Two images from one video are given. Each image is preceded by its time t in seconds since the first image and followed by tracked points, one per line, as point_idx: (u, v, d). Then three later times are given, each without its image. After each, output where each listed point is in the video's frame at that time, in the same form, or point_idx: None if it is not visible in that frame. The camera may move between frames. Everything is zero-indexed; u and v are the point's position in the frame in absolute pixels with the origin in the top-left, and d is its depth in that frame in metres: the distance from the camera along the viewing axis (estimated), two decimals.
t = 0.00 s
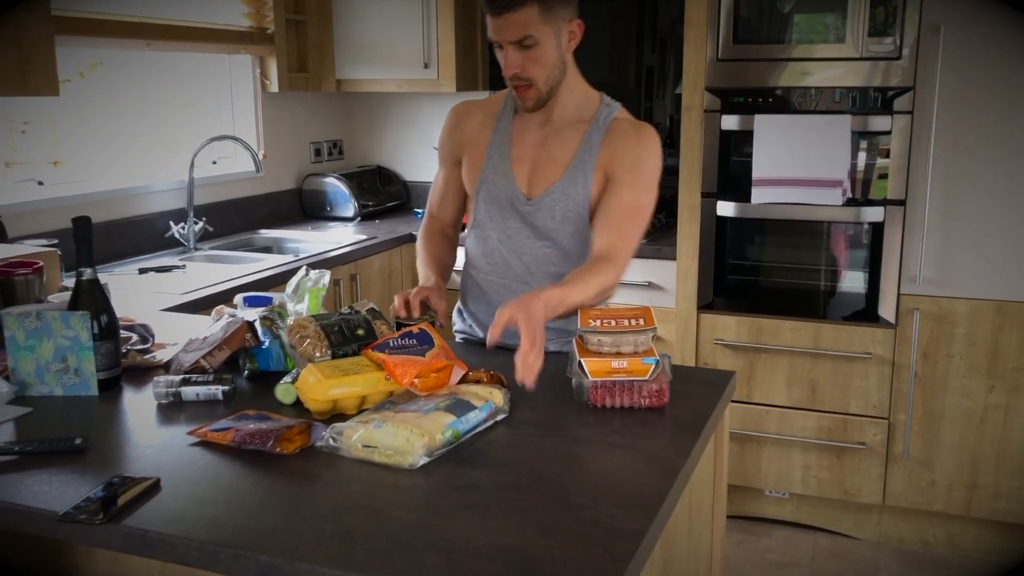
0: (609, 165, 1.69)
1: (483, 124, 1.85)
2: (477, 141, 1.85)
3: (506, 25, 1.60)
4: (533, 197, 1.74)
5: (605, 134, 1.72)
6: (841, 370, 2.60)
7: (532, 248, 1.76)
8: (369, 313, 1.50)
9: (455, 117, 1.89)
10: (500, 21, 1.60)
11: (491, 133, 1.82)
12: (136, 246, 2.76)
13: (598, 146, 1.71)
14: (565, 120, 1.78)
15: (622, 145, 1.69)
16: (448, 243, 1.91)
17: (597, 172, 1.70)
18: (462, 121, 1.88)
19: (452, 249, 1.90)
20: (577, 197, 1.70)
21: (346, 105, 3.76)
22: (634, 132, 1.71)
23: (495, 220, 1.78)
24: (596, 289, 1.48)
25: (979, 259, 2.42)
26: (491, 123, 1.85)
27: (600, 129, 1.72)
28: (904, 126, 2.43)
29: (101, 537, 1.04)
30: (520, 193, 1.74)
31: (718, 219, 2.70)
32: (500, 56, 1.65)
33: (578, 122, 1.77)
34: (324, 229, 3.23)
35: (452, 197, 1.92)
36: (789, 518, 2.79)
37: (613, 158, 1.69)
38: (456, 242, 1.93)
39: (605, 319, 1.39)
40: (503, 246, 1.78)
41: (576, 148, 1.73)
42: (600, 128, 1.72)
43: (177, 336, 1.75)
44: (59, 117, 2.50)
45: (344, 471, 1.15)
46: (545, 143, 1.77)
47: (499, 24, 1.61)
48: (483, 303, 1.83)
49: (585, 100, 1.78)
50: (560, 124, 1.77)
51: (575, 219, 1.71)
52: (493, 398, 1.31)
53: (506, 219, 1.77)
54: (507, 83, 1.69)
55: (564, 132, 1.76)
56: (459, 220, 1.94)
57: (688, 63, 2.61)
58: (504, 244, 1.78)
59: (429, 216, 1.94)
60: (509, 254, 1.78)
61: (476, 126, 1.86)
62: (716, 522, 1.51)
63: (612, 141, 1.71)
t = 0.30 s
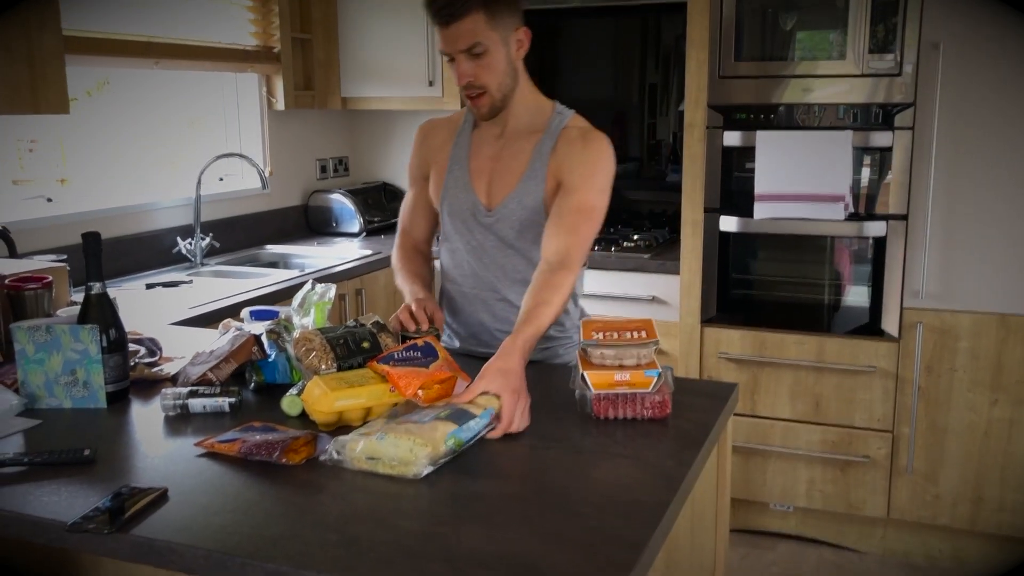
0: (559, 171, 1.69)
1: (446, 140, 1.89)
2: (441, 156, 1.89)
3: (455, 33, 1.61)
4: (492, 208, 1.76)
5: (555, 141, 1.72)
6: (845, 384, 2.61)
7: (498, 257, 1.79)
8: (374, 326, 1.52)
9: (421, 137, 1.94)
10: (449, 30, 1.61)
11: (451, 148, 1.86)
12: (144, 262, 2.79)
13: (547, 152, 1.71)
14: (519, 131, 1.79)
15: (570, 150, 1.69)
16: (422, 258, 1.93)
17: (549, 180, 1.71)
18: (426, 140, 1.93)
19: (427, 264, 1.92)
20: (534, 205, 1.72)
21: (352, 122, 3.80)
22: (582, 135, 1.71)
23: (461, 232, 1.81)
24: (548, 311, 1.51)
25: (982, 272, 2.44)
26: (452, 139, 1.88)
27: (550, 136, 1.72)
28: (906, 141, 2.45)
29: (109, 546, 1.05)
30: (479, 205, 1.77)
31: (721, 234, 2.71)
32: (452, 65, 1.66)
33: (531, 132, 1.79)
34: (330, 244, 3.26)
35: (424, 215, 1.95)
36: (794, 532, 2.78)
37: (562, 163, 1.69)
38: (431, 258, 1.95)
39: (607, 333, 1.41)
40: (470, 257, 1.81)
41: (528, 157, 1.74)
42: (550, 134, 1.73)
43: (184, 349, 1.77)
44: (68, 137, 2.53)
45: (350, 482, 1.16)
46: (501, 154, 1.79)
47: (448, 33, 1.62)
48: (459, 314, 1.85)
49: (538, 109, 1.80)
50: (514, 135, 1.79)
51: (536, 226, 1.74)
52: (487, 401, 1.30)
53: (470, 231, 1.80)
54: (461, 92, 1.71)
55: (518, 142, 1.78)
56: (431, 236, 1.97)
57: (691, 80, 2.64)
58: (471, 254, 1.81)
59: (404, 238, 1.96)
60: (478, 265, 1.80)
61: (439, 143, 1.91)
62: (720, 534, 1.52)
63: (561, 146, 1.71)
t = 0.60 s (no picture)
0: (530, 186, 1.71)
1: (411, 164, 1.89)
2: (408, 181, 1.89)
3: (413, 59, 1.62)
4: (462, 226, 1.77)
5: (520, 156, 1.74)
6: (848, 404, 2.60)
7: (472, 275, 1.77)
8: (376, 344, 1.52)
9: (386, 165, 1.94)
10: (406, 56, 1.62)
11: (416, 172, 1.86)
12: (147, 281, 2.79)
13: (516, 167, 1.73)
14: (481, 148, 1.81)
15: (540, 163, 1.71)
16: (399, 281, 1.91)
17: (520, 193, 1.72)
18: (391, 166, 1.92)
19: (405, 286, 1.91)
20: (505, 219, 1.72)
21: (355, 141, 3.81)
22: (546, 147, 1.74)
23: (434, 252, 1.81)
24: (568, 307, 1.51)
25: (984, 291, 2.44)
26: (416, 164, 1.88)
27: (515, 151, 1.74)
28: (907, 160, 2.46)
29: (111, 568, 1.04)
30: (450, 224, 1.77)
31: (723, 252, 2.71)
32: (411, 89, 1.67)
33: (494, 147, 1.80)
34: (332, 263, 3.27)
35: (396, 239, 1.94)
36: (797, 552, 2.77)
37: (532, 177, 1.71)
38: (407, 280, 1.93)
39: (610, 352, 1.41)
40: (444, 277, 1.80)
41: (495, 174, 1.76)
42: (514, 149, 1.74)
43: (187, 369, 1.77)
44: (71, 156, 2.54)
45: (352, 502, 1.16)
46: (466, 173, 1.80)
47: (405, 60, 1.62)
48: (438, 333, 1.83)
49: (497, 125, 1.82)
50: (476, 152, 1.81)
51: (507, 240, 1.73)
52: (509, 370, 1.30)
53: (442, 251, 1.79)
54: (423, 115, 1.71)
55: (482, 159, 1.79)
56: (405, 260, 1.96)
57: (692, 99, 2.65)
58: (444, 273, 1.80)
59: (376, 263, 1.95)
60: (452, 283, 1.79)
61: (405, 167, 1.90)
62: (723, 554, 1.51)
63: (529, 160, 1.73)
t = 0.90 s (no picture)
0: (528, 186, 1.77)
1: (387, 184, 1.86)
2: (386, 201, 1.85)
3: (411, 60, 1.62)
4: (456, 234, 1.76)
5: (508, 159, 1.79)
6: (850, 415, 2.59)
7: (469, 282, 1.76)
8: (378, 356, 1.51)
9: (356, 188, 1.88)
10: (404, 58, 1.61)
11: (398, 191, 1.82)
12: (147, 292, 2.79)
13: (509, 171, 1.78)
14: (463, 157, 1.81)
15: (535, 163, 1.78)
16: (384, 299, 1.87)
17: (516, 194, 1.77)
18: (362, 188, 1.87)
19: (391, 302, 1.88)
20: (505, 218, 1.74)
21: (355, 153, 3.82)
22: (530, 146, 1.81)
23: (426, 265, 1.78)
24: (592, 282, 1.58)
25: (987, 301, 2.43)
26: (393, 183, 1.85)
27: (502, 155, 1.79)
28: (908, 171, 2.46)
29: None
30: (443, 234, 1.75)
31: (724, 263, 2.71)
32: (403, 96, 1.65)
33: (476, 154, 1.81)
34: (332, 275, 3.27)
35: (375, 258, 1.90)
36: (800, 565, 2.75)
37: (530, 178, 1.77)
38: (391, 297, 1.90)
39: (613, 363, 1.41)
40: (439, 287, 1.77)
41: (486, 180, 1.78)
42: (501, 154, 1.79)
43: (186, 381, 1.76)
44: (71, 168, 2.54)
45: (353, 515, 1.15)
46: (452, 183, 1.80)
47: (402, 62, 1.62)
48: (432, 346, 1.80)
49: (476, 133, 1.83)
50: (460, 162, 1.81)
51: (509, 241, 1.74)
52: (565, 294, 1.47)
53: (436, 262, 1.77)
54: (410, 123, 1.69)
55: (468, 168, 1.80)
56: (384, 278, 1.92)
57: (693, 110, 2.66)
58: (439, 285, 1.77)
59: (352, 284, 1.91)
60: (447, 293, 1.77)
61: (381, 187, 1.86)
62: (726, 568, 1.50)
63: (521, 160, 1.79)
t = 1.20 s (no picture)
0: (545, 194, 1.80)
1: (404, 187, 1.80)
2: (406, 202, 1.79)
3: (442, 56, 1.63)
4: (475, 237, 1.75)
5: (526, 165, 1.80)
6: (851, 421, 2.59)
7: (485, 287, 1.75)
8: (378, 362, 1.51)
9: (370, 191, 1.79)
10: (436, 54, 1.63)
11: (414, 192, 1.78)
12: (147, 298, 2.79)
13: (526, 177, 1.79)
14: (479, 163, 1.80)
15: (550, 171, 1.81)
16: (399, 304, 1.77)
17: (534, 201, 1.79)
18: (378, 190, 1.79)
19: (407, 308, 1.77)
20: (524, 224, 1.76)
21: (354, 159, 3.82)
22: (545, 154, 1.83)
23: (438, 268, 1.75)
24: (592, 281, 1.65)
25: (987, 306, 2.44)
26: (409, 184, 1.80)
27: (519, 160, 1.80)
28: (907, 177, 2.46)
29: None
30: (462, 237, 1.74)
31: (724, 269, 2.71)
32: (429, 93, 1.66)
33: (493, 159, 1.81)
34: (332, 281, 3.27)
35: (389, 263, 1.80)
36: (800, 570, 2.75)
37: (545, 184, 1.80)
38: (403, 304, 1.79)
39: (613, 370, 1.41)
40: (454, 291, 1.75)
41: (505, 185, 1.78)
42: (519, 159, 1.80)
43: (186, 387, 1.76)
44: (71, 174, 2.55)
45: (355, 522, 1.15)
46: (469, 187, 1.79)
47: (433, 57, 1.63)
48: (439, 349, 1.78)
49: (491, 141, 1.83)
50: (477, 167, 1.80)
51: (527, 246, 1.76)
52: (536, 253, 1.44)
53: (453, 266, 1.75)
54: (432, 122, 1.68)
55: (486, 173, 1.79)
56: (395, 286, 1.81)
57: (692, 116, 2.66)
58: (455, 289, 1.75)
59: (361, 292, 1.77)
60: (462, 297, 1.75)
61: (398, 190, 1.80)
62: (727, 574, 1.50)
63: (537, 167, 1.81)
